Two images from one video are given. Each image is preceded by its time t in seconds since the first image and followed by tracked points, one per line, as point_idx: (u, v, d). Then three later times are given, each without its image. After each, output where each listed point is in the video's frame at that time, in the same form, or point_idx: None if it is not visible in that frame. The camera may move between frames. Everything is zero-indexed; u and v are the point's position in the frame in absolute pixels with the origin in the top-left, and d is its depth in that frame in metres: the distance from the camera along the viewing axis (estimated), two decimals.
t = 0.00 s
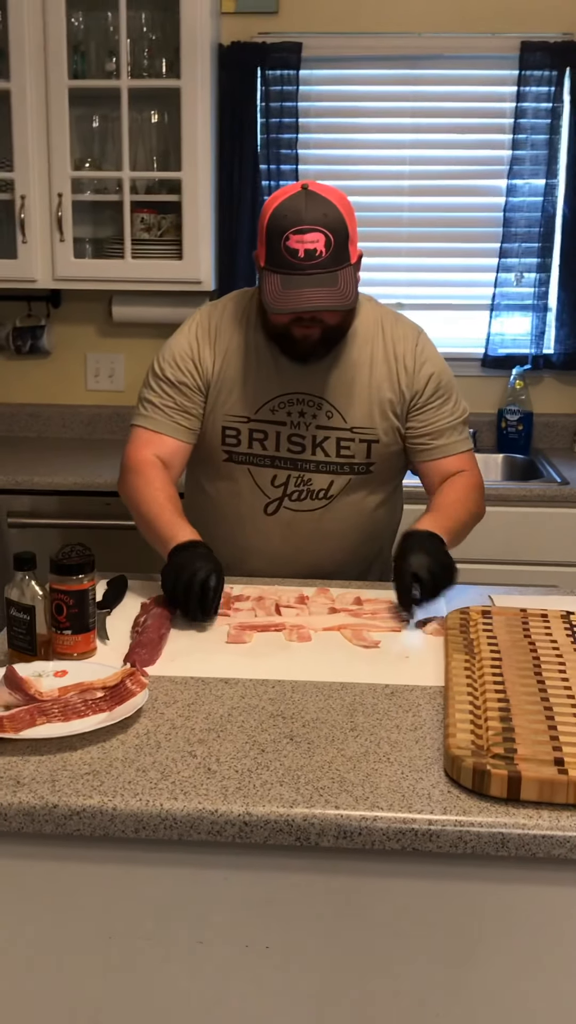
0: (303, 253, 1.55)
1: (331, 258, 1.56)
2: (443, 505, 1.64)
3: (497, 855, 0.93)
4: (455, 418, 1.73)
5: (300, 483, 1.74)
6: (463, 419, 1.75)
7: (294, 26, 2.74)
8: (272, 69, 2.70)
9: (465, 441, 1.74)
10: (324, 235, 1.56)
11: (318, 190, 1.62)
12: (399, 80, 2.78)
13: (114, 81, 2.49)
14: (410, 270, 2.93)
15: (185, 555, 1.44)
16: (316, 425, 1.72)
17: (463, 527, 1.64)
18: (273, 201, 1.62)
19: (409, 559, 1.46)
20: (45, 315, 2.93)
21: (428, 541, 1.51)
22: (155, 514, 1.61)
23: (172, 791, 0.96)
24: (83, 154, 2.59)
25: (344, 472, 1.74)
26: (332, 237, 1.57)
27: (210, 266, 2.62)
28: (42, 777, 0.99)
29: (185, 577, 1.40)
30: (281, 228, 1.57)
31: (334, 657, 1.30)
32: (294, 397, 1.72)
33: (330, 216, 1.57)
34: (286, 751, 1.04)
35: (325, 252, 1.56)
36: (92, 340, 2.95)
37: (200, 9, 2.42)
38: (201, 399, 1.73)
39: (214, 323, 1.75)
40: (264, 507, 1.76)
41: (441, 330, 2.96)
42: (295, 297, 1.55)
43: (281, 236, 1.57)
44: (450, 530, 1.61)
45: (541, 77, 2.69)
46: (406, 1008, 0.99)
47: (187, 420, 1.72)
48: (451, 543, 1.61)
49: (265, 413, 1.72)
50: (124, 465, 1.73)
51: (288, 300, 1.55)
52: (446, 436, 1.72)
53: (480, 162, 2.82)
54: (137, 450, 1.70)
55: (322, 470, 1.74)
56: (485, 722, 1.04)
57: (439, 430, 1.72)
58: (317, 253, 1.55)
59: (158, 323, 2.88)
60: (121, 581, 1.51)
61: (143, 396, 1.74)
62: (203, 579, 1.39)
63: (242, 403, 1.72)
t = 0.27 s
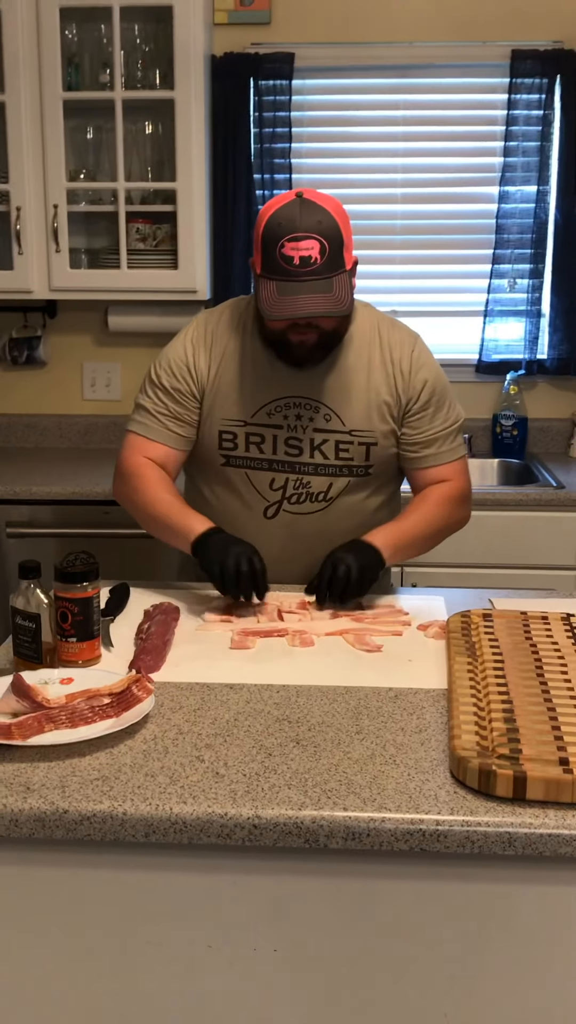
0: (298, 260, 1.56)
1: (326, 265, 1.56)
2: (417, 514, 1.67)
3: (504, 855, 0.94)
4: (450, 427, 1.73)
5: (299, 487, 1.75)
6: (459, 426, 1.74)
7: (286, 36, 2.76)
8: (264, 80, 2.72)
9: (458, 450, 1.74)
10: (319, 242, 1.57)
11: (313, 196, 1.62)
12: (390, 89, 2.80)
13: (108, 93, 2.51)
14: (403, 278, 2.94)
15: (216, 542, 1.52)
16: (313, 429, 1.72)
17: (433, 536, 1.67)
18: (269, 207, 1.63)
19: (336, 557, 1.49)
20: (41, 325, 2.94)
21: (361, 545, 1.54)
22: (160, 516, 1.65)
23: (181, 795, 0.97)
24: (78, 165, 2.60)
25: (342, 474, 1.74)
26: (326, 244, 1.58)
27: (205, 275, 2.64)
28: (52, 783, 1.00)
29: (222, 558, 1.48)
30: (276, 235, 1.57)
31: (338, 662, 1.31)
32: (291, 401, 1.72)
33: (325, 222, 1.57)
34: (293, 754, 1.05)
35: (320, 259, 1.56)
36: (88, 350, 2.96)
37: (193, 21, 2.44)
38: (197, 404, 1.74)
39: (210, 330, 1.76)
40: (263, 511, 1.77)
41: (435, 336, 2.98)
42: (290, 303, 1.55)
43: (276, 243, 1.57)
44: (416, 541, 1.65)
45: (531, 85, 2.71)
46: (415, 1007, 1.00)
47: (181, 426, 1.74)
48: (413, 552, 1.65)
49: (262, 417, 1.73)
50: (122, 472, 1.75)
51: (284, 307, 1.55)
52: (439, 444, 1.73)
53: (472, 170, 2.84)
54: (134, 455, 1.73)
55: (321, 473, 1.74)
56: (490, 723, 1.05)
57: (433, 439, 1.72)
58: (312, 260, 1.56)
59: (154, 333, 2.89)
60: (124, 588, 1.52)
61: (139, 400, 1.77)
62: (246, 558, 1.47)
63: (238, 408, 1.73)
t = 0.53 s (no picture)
0: (293, 267, 1.54)
1: (320, 271, 1.55)
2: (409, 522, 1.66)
3: (509, 861, 0.94)
4: (445, 431, 1.71)
5: (297, 493, 1.75)
6: (455, 431, 1.73)
7: (281, 45, 2.77)
8: (261, 88, 2.73)
9: (454, 454, 1.73)
10: (314, 249, 1.55)
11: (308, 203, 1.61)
12: (386, 97, 2.81)
13: (104, 102, 2.51)
14: (401, 285, 2.95)
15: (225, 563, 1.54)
16: (311, 435, 1.72)
17: (425, 543, 1.66)
18: (264, 214, 1.62)
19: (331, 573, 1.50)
20: (39, 334, 2.94)
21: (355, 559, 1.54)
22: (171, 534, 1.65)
23: (185, 804, 0.96)
24: (74, 174, 2.60)
25: (340, 480, 1.74)
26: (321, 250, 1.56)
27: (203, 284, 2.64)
28: (55, 792, 0.99)
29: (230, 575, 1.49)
30: (271, 242, 1.56)
31: (340, 669, 1.31)
32: (288, 407, 1.72)
33: (319, 229, 1.56)
34: (297, 763, 1.05)
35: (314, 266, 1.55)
36: (86, 359, 2.96)
37: (189, 30, 2.45)
38: (196, 412, 1.74)
39: (207, 339, 1.76)
40: (261, 517, 1.77)
41: (433, 343, 2.99)
42: (285, 310, 1.55)
43: (271, 250, 1.56)
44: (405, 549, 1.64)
45: (527, 93, 2.72)
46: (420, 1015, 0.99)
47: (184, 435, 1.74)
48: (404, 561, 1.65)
49: (259, 423, 1.73)
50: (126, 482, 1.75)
51: (279, 314, 1.55)
52: (433, 448, 1.71)
53: (468, 177, 2.85)
54: (139, 468, 1.72)
55: (318, 479, 1.74)
56: (493, 730, 1.05)
57: (428, 442, 1.71)
58: (306, 267, 1.55)
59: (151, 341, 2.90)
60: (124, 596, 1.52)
61: (140, 412, 1.76)
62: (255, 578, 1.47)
63: (236, 415, 1.73)
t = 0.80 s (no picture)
0: (288, 270, 1.54)
1: (316, 274, 1.55)
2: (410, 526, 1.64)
3: (516, 868, 0.93)
4: (444, 432, 1.70)
5: (298, 497, 1.74)
6: (454, 432, 1.72)
7: (284, 48, 2.77)
8: (263, 91, 2.73)
9: (453, 455, 1.71)
10: (308, 252, 1.55)
11: (303, 207, 1.61)
12: (389, 100, 2.81)
13: (106, 106, 2.51)
14: (404, 288, 2.95)
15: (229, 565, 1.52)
16: (311, 439, 1.72)
17: (426, 546, 1.65)
18: (259, 221, 1.62)
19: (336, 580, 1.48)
20: (41, 338, 2.94)
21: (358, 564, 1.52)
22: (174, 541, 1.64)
23: (189, 810, 0.96)
24: (76, 178, 2.60)
25: (340, 483, 1.74)
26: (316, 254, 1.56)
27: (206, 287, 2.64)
28: (58, 799, 0.99)
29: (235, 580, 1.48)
30: (266, 246, 1.56)
31: (344, 674, 1.30)
32: (288, 411, 1.72)
33: (314, 233, 1.56)
34: (301, 768, 1.04)
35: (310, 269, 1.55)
36: (88, 363, 2.96)
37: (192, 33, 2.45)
38: (196, 418, 1.74)
39: (206, 344, 1.76)
40: (262, 522, 1.76)
41: (436, 346, 2.98)
42: (282, 313, 1.54)
43: (266, 254, 1.56)
44: (407, 552, 1.62)
45: (530, 95, 2.72)
46: None
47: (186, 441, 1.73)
48: (406, 564, 1.63)
49: (259, 428, 1.72)
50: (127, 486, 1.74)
51: (275, 317, 1.54)
52: (433, 449, 1.70)
53: (471, 180, 2.85)
54: (140, 475, 1.71)
55: (319, 483, 1.74)
56: (499, 736, 1.04)
57: (427, 443, 1.70)
58: (302, 270, 1.54)
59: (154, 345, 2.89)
60: (128, 602, 1.51)
61: (140, 418, 1.75)
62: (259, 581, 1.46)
63: (236, 420, 1.73)
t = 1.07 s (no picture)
0: (286, 270, 1.53)
1: (314, 274, 1.54)
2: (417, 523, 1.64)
3: (522, 868, 0.93)
4: (448, 430, 1.70)
5: (301, 497, 1.74)
6: (459, 430, 1.71)
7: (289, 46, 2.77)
8: (269, 90, 2.73)
9: (458, 454, 1.71)
10: (306, 251, 1.54)
11: (300, 205, 1.60)
12: (395, 98, 2.80)
13: (112, 104, 2.51)
14: (410, 287, 2.94)
15: (228, 563, 1.51)
16: (313, 439, 1.72)
17: (434, 545, 1.64)
18: (257, 218, 1.61)
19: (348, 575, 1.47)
20: (46, 337, 2.94)
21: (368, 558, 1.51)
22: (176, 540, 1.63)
23: (194, 809, 0.95)
24: (82, 177, 2.60)
25: (342, 483, 1.74)
26: (314, 253, 1.55)
27: (211, 286, 2.64)
28: (63, 798, 0.98)
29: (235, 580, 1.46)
30: (263, 245, 1.55)
31: (349, 673, 1.30)
32: (290, 411, 1.72)
33: (311, 232, 1.55)
34: (306, 768, 1.04)
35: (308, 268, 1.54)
36: (93, 361, 2.96)
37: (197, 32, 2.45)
38: (198, 419, 1.73)
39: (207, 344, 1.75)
40: (265, 522, 1.76)
41: (442, 345, 2.97)
42: (280, 313, 1.53)
43: (263, 253, 1.55)
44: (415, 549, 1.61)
45: (536, 93, 2.71)
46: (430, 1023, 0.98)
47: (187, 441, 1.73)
48: (415, 561, 1.62)
49: (262, 428, 1.72)
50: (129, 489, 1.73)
51: (274, 317, 1.54)
52: (437, 448, 1.70)
53: (478, 178, 2.84)
54: (142, 476, 1.71)
55: (322, 483, 1.74)
56: (505, 736, 1.04)
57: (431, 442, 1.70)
58: (300, 270, 1.54)
59: (159, 343, 2.89)
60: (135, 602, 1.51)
61: (142, 419, 1.75)
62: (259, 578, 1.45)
63: (238, 421, 1.72)
